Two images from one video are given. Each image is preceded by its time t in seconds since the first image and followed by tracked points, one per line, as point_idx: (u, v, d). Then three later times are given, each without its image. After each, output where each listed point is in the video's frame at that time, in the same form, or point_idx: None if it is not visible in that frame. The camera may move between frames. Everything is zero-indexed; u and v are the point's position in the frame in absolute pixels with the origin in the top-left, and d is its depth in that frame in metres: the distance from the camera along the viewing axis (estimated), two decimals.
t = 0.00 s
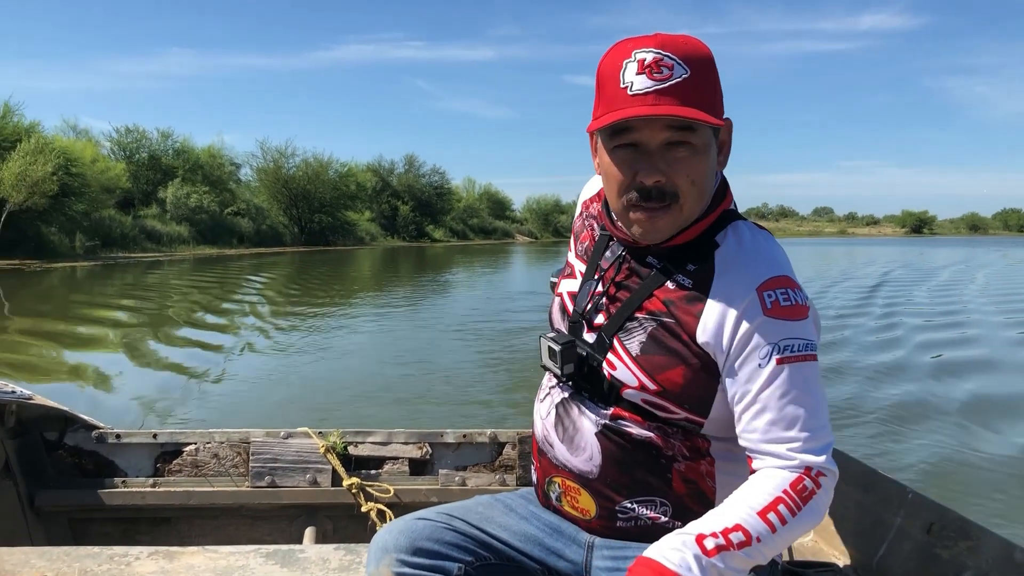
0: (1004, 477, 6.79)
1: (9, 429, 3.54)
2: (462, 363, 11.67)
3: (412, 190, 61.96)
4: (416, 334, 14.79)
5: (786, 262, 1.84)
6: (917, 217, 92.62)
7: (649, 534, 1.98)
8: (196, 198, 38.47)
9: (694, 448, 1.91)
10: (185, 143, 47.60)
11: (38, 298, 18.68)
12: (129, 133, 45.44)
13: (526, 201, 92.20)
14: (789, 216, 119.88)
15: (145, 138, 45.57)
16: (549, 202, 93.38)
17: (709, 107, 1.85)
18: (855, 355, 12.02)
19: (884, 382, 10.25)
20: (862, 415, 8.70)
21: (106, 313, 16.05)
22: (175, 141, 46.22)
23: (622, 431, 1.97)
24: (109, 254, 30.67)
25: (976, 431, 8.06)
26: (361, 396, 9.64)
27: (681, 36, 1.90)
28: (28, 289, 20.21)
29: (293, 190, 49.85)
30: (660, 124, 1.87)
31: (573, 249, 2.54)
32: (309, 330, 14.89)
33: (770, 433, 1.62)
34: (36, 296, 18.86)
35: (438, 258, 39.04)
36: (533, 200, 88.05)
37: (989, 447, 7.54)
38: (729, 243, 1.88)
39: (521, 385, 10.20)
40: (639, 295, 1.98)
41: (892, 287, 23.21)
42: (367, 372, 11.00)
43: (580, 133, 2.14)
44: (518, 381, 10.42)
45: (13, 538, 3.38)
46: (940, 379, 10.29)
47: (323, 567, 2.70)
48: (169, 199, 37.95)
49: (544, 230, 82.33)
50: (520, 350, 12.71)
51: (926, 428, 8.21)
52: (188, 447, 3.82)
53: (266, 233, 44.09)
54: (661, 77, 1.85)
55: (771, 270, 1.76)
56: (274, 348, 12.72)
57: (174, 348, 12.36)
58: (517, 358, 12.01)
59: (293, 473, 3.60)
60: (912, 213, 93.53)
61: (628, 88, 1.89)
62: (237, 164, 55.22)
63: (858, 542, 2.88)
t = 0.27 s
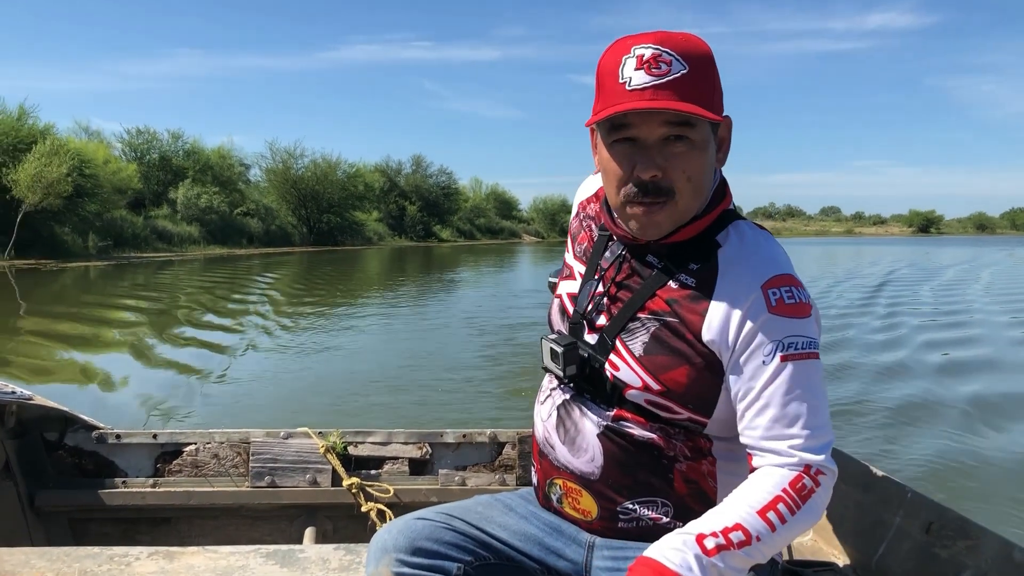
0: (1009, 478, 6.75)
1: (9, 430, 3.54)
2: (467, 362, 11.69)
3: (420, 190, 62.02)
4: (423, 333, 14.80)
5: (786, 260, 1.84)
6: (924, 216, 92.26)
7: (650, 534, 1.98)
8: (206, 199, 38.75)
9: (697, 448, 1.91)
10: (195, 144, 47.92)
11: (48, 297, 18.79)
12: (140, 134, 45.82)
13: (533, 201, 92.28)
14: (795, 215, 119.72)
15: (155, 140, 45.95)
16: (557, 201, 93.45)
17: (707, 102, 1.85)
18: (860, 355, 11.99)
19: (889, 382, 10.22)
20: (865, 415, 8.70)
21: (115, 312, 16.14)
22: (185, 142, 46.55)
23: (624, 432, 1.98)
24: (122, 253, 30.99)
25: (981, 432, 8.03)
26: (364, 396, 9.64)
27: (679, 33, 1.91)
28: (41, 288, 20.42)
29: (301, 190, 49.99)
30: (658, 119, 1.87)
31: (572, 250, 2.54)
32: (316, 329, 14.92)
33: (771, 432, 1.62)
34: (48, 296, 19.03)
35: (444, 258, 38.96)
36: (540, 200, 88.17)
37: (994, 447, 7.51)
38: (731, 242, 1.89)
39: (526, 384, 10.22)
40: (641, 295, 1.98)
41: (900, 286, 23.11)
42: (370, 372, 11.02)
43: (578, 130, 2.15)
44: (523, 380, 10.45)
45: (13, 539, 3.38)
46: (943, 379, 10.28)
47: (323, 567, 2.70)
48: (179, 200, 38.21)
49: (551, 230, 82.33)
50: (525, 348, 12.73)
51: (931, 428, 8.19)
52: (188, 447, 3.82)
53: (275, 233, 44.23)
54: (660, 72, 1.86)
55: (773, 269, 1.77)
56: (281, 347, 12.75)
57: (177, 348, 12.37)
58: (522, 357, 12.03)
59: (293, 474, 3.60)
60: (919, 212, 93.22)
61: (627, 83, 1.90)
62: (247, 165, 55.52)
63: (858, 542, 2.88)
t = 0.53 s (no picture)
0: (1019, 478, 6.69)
1: (13, 429, 3.54)
2: (474, 360, 11.71)
3: (428, 189, 62.10)
4: (430, 330, 14.83)
5: (783, 256, 1.85)
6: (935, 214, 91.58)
7: (651, 529, 1.98)
8: (218, 198, 39.07)
9: (694, 442, 1.91)
10: (206, 144, 48.36)
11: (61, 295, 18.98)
12: (153, 134, 46.32)
13: (542, 199, 92.40)
14: (804, 213, 119.32)
15: (167, 139, 46.44)
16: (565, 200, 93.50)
17: (719, 101, 1.85)
18: (868, 354, 11.93)
19: (896, 381, 10.16)
20: (871, 413, 8.68)
21: (127, 310, 16.29)
22: (197, 142, 47.00)
23: (623, 427, 1.98)
24: (135, 252, 31.47)
25: (990, 432, 7.97)
26: (368, 394, 9.65)
27: (701, 32, 1.90)
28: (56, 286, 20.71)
29: (311, 189, 50.21)
30: (668, 114, 1.87)
31: (573, 249, 2.53)
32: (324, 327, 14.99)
33: (767, 423, 1.62)
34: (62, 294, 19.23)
35: (452, 257, 38.85)
36: (548, 199, 88.26)
37: (1002, 447, 7.46)
38: (728, 236, 1.89)
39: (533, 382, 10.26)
40: (639, 288, 1.99)
41: (911, 284, 22.95)
42: (376, 370, 11.05)
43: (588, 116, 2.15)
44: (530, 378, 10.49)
45: (15, 538, 3.39)
46: (950, 378, 10.23)
47: (325, 565, 2.70)
48: (191, 199, 38.60)
49: (559, 228, 82.30)
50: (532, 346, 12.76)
51: (939, 427, 8.13)
52: (191, 446, 3.82)
53: (286, 232, 44.47)
54: (677, 67, 1.85)
55: (769, 262, 1.78)
56: (289, 345, 12.83)
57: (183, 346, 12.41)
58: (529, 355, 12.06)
59: (296, 472, 3.60)
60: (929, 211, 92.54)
61: (643, 73, 1.89)
62: (258, 165, 55.93)
63: (862, 541, 2.87)
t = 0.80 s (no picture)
0: None
1: (16, 428, 3.55)
2: (481, 358, 11.71)
3: (436, 188, 62.11)
4: (438, 329, 14.82)
5: (780, 245, 1.84)
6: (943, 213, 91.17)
7: (653, 517, 1.98)
8: (228, 197, 39.23)
9: (693, 429, 1.91)
10: (217, 143, 48.59)
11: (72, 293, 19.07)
12: (164, 134, 46.67)
13: (549, 199, 92.43)
14: (811, 212, 119.04)
15: (178, 140, 46.75)
16: (573, 199, 93.47)
17: (711, 99, 1.84)
18: (876, 354, 11.88)
19: (903, 381, 10.12)
20: (876, 413, 8.66)
21: (135, 308, 16.32)
22: (207, 142, 47.29)
23: (624, 414, 1.97)
24: (147, 251, 31.84)
25: (998, 432, 7.93)
26: (373, 393, 9.65)
27: (686, 32, 1.89)
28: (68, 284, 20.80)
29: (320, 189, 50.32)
30: (663, 115, 1.86)
31: (584, 243, 2.53)
32: (332, 326, 15.02)
33: (763, 409, 1.61)
34: (74, 292, 19.31)
35: (459, 256, 38.73)
36: (556, 198, 88.37)
37: (1010, 447, 7.43)
38: (724, 227, 1.89)
39: (539, 380, 10.28)
40: (637, 280, 1.99)
41: (921, 284, 22.82)
42: (381, 368, 11.06)
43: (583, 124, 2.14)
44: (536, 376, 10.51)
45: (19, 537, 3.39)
46: (955, 378, 10.20)
47: (329, 565, 2.70)
48: (202, 199, 38.84)
49: (566, 228, 82.15)
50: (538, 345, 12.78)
51: (946, 427, 8.11)
52: (194, 446, 3.82)
53: (295, 231, 44.59)
54: (665, 69, 1.84)
55: (761, 251, 1.77)
56: (297, 344, 12.83)
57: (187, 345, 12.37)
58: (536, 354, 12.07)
59: (299, 472, 3.59)
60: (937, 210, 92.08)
61: (633, 79, 1.88)
62: (267, 164, 56.11)
63: (864, 541, 2.86)
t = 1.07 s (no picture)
0: None
1: (20, 429, 3.56)
2: (487, 359, 11.73)
3: (443, 189, 62.15)
4: (445, 329, 14.84)
5: (770, 242, 1.85)
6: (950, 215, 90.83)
7: (649, 515, 1.98)
8: (238, 199, 39.52)
9: (685, 428, 1.91)
10: (226, 145, 48.86)
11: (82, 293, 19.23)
12: (174, 137, 47.04)
13: (556, 199, 92.51)
14: (818, 212, 118.80)
15: (189, 142, 47.08)
16: (580, 200, 93.54)
17: (697, 101, 1.85)
18: (883, 354, 11.85)
19: (910, 382, 10.08)
20: (879, 413, 8.66)
21: (143, 309, 16.41)
22: (217, 144, 47.60)
23: (618, 413, 1.99)
24: (158, 251, 32.23)
25: (1005, 434, 7.89)
26: (376, 393, 9.66)
27: (670, 37, 1.91)
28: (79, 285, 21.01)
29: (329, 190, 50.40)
30: (649, 120, 1.88)
31: (585, 246, 2.54)
32: (339, 326, 15.10)
33: (752, 402, 1.61)
34: (85, 292, 19.48)
35: (466, 256, 38.64)
36: (562, 199, 88.50)
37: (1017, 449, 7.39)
38: (713, 225, 1.91)
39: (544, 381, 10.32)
40: (629, 280, 2.01)
41: (931, 284, 22.72)
42: (385, 368, 11.10)
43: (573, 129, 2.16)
44: (540, 377, 10.54)
45: (22, 537, 3.40)
46: (959, 379, 10.18)
47: (331, 566, 2.71)
48: (212, 200, 39.12)
49: (573, 229, 82.11)
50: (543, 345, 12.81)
51: (952, 428, 8.08)
52: (196, 447, 3.83)
53: (304, 231, 44.70)
54: (650, 74, 1.86)
55: (750, 248, 1.78)
56: (303, 344, 12.88)
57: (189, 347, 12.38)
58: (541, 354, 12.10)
59: (301, 473, 3.60)
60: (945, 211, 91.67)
61: (619, 84, 1.90)
62: (276, 166, 56.46)
63: (866, 542, 2.87)
